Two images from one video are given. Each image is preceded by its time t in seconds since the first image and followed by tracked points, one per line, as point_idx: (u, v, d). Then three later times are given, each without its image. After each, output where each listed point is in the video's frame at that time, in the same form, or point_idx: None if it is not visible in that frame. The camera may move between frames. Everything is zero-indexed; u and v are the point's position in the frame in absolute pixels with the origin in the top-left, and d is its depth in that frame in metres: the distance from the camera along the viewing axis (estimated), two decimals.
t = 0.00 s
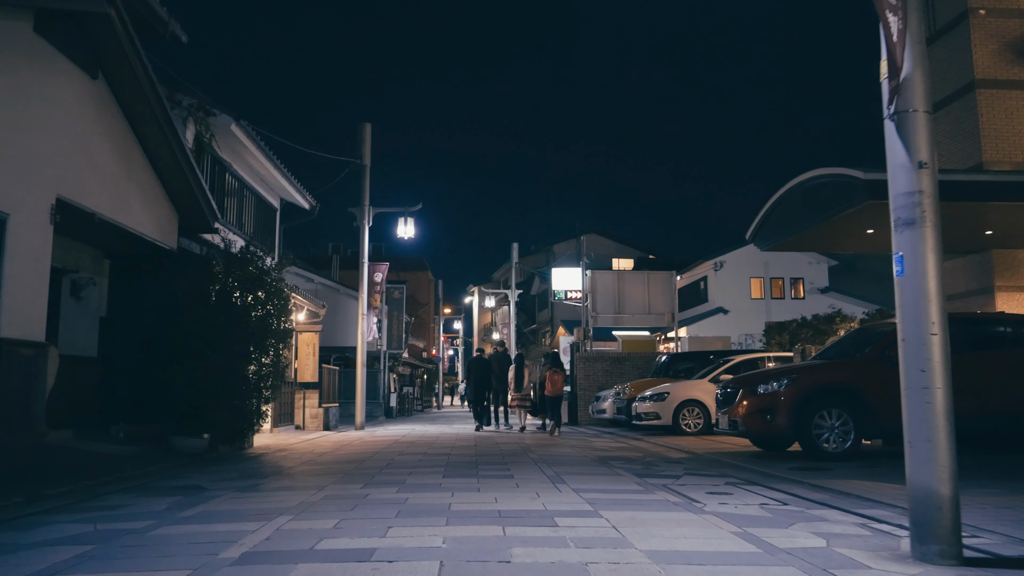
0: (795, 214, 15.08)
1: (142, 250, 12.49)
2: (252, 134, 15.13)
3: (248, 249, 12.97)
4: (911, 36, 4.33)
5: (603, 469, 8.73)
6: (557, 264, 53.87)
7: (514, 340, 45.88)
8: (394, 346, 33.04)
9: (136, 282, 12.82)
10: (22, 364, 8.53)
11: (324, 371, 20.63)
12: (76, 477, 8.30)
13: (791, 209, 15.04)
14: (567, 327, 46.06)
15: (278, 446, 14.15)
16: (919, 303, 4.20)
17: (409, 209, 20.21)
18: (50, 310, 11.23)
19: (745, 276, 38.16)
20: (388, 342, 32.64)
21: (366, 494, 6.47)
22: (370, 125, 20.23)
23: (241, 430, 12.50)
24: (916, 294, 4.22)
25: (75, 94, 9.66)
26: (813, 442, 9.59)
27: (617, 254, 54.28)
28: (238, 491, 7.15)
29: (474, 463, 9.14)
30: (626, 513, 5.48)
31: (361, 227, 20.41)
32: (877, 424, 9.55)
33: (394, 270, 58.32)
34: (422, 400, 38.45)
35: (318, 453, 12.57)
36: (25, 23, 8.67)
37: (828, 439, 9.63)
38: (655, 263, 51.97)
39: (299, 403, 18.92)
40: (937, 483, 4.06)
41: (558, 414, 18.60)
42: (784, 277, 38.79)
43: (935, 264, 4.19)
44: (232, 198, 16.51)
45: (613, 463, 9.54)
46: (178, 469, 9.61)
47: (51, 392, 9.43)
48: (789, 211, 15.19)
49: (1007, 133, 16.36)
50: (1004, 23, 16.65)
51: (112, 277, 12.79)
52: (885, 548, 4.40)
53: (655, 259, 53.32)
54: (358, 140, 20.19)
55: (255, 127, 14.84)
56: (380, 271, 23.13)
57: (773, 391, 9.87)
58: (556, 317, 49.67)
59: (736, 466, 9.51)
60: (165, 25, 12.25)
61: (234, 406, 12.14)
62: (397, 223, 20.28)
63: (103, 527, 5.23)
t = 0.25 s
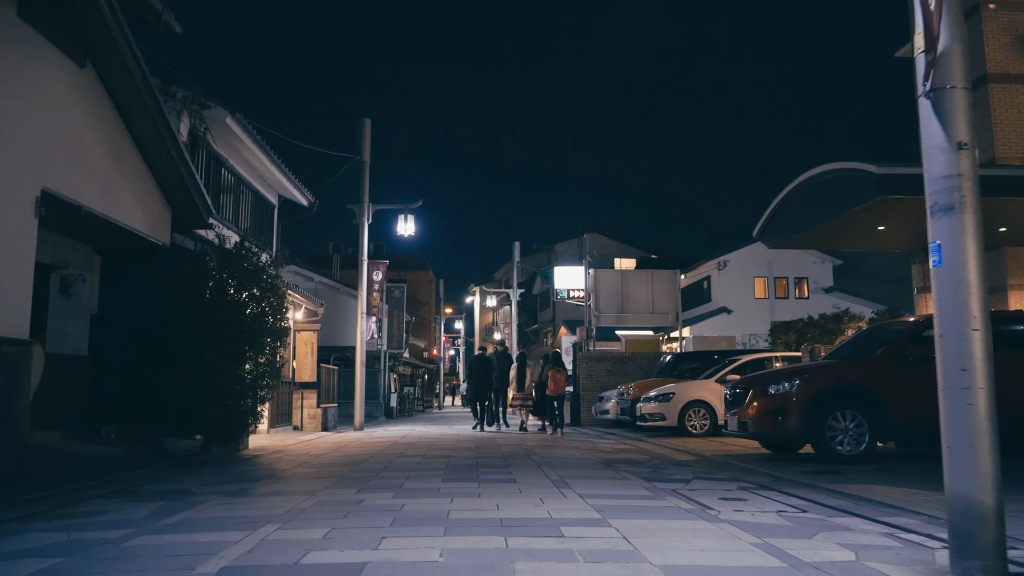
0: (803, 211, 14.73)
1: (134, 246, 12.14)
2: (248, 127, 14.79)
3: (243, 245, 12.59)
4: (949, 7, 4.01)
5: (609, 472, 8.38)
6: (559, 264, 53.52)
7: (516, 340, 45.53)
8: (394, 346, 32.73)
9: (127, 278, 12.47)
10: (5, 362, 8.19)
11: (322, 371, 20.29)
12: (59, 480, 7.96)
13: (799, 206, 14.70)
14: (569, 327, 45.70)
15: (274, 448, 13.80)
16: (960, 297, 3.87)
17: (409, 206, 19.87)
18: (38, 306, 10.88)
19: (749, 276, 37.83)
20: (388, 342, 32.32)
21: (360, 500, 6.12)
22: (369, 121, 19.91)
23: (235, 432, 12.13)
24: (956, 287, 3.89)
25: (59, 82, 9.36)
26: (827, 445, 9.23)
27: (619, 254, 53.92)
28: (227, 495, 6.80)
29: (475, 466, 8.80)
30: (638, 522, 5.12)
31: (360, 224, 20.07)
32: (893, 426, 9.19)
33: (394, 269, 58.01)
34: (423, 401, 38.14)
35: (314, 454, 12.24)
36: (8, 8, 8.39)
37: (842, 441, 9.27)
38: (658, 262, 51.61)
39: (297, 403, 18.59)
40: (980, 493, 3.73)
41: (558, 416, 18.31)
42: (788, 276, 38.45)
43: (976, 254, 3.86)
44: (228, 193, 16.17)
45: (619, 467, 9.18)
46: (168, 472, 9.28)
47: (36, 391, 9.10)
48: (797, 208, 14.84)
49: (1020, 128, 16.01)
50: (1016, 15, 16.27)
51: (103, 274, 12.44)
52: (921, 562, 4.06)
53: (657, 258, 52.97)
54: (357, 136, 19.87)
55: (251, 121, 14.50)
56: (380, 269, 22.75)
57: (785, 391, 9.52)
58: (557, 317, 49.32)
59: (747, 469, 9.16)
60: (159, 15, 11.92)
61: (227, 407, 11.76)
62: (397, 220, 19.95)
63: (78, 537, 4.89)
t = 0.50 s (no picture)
0: (811, 207, 14.40)
1: (122, 242, 11.76)
2: (242, 120, 14.42)
3: (235, 241, 12.20)
4: None
5: (614, 476, 8.01)
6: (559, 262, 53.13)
7: (516, 339, 45.14)
8: (393, 346, 32.36)
9: (116, 276, 12.08)
10: None
11: (319, 371, 19.89)
12: (39, 485, 7.59)
13: (807, 202, 14.38)
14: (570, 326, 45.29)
15: (267, 450, 13.41)
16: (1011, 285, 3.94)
17: (407, 202, 19.49)
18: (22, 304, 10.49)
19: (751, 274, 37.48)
20: (387, 341, 31.95)
21: (353, 507, 5.75)
22: (366, 117, 19.55)
23: (227, 433, 11.74)
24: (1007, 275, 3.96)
25: (38, 69, 9.03)
26: (841, 447, 8.86)
27: (619, 253, 53.56)
28: (211, 501, 6.42)
29: (475, 469, 8.43)
30: (650, 532, 4.75)
31: (358, 221, 19.71)
32: (910, 427, 8.82)
33: (393, 268, 57.63)
34: (422, 401, 37.76)
35: (308, 456, 11.86)
36: None
37: (857, 443, 8.89)
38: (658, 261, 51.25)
39: (293, 404, 18.23)
40: None
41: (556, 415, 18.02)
42: (790, 275, 38.09)
43: None
44: (222, 188, 15.80)
45: (624, 470, 8.81)
46: (155, 475, 8.90)
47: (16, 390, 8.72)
48: (805, 203, 14.52)
49: None
50: None
51: (91, 271, 12.05)
52: None
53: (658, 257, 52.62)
54: (355, 131, 19.53)
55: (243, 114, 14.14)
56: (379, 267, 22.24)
57: (797, 391, 9.15)
58: (558, 316, 48.96)
59: (758, 473, 8.78)
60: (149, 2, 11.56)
61: (220, 408, 11.37)
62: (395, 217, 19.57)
63: (44, 550, 4.51)
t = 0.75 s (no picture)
0: (817, 203, 14.10)
1: (111, 238, 11.41)
2: (235, 114, 14.07)
3: (228, 237, 11.85)
4: None
5: (620, 481, 7.67)
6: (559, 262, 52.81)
7: (516, 340, 44.81)
8: (391, 346, 32.01)
9: (106, 273, 11.73)
10: None
11: (315, 371, 19.52)
12: (18, 490, 7.25)
13: (814, 198, 14.09)
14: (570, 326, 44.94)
15: (262, 451, 13.09)
16: None
17: (405, 199, 19.15)
18: (6, 301, 10.13)
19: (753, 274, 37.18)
20: (385, 342, 31.59)
21: (345, 515, 5.41)
22: (364, 112, 19.21)
23: (220, 435, 11.40)
24: None
25: (18, 55, 8.71)
26: (855, 449, 8.52)
27: (620, 252, 53.24)
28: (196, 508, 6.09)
29: (475, 474, 8.09)
30: (664, 544, 4.40)
31: (355, 219, 19.38)
32: (926, 428, 8.48)
33: (393, 268, 57.27)
34: (421, 402, 37.41)
35: (303, 458, 11.52)
36: None
37: (871, 445, 8.55)
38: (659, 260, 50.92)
39: (290, 404, 17.92)
40: None
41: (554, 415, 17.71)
42: (793, 274, 37.79)
43: None
44: (216, 184, 15.44)
45: (630, 474, 8.47)
46: (141, 479, 8.55)
47: None
48: (812, 199, 14.23)
49: None
50: None
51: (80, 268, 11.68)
52: None
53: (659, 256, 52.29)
54: (352, 127, 19.21)
55: (236, 107, 13.79)
56: (376, 264, 21.31)
57: (808, 391, 8.82)
58: (558, 316, 48.62)
59: (768, 476, 8.46)
60: None
61: (211, 409, 11.02)
62: (393, 214, 19.22)
63: (8, 566, 4.16)
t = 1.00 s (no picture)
0: (825, 197, 13.76)
1: (98, 231, 11.03)
2: (228, 105, 13.70)
3: (218, 230, 11.46)
4: None
5: (627, 484, 7.30)
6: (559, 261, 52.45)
7: (516, 339, 44.45)
8: (389, 345, 31.66)
9: (92, 268, 11.34)
10: None
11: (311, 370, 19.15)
12: None
13: (823, 192, 13.73)
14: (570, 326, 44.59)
15: (254, 452, 12.72)
16: None
17: (403, 195, 18.76)
18: None
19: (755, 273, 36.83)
20: (383, 340, 31.23)
21: (334, 521, 5.04)
22: (361, 105, 18.84)
23: (209, 435, 10.98)
24: None
25: None
26: (871, 451, 8.14)
27: (620, 251, 52.89)
28: (176, 512, 5.73)
29: (474, 475, 7.72)
30: (681, 555, 4.02)
31: (352, 214, 19.00)
32: (946, 430, 8.10)
33: (391, 267, 56.90)
34: (420, 401, 37.08)
35: (297, 459, 11.15)
36: None
37: (888, 448, 8.18)
38: (660, 260, 50.58)
39: (285, 404, 17.71)
40: None
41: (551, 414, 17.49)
42: (795, 274, 37.43)
43: None
44: (209, 177, 15.07)
45: (636, 476, 8.11)
46: (124, 481, 8.18)
47: None
48: (820, 193, 13.89)
49: None
50: None
51: (66, 262, 11.29)
52: None
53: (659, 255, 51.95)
54: (350, 121, 18.84)
55: (228, 97, 13.42)
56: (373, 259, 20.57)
57: (822, 391, 8.45)
58: (558, 315, 48.27)
59: (780, 479, 8.10)
60: None
61: (202, 409, 10.64)
62: (391, 209, 18.85)
63: None
